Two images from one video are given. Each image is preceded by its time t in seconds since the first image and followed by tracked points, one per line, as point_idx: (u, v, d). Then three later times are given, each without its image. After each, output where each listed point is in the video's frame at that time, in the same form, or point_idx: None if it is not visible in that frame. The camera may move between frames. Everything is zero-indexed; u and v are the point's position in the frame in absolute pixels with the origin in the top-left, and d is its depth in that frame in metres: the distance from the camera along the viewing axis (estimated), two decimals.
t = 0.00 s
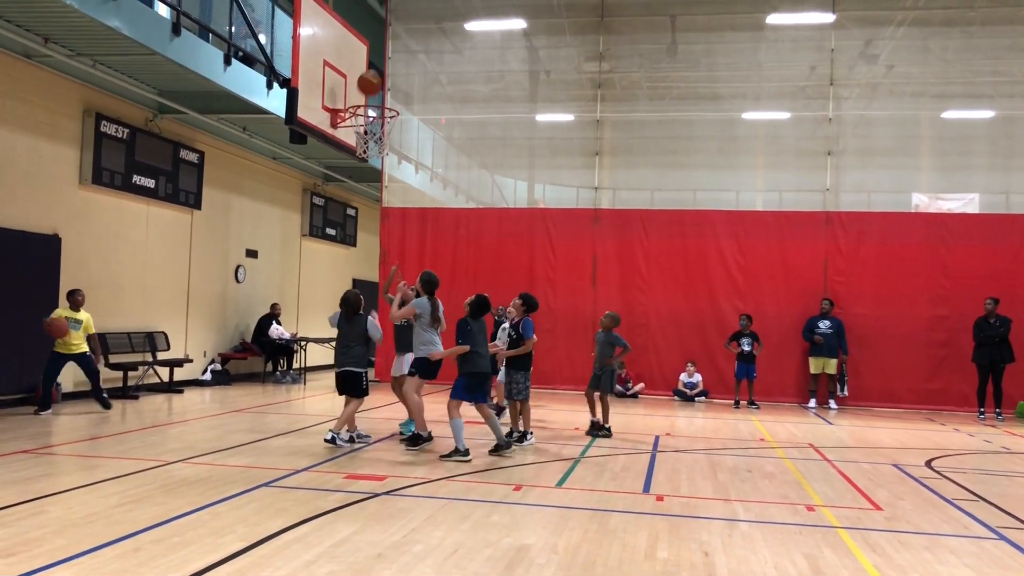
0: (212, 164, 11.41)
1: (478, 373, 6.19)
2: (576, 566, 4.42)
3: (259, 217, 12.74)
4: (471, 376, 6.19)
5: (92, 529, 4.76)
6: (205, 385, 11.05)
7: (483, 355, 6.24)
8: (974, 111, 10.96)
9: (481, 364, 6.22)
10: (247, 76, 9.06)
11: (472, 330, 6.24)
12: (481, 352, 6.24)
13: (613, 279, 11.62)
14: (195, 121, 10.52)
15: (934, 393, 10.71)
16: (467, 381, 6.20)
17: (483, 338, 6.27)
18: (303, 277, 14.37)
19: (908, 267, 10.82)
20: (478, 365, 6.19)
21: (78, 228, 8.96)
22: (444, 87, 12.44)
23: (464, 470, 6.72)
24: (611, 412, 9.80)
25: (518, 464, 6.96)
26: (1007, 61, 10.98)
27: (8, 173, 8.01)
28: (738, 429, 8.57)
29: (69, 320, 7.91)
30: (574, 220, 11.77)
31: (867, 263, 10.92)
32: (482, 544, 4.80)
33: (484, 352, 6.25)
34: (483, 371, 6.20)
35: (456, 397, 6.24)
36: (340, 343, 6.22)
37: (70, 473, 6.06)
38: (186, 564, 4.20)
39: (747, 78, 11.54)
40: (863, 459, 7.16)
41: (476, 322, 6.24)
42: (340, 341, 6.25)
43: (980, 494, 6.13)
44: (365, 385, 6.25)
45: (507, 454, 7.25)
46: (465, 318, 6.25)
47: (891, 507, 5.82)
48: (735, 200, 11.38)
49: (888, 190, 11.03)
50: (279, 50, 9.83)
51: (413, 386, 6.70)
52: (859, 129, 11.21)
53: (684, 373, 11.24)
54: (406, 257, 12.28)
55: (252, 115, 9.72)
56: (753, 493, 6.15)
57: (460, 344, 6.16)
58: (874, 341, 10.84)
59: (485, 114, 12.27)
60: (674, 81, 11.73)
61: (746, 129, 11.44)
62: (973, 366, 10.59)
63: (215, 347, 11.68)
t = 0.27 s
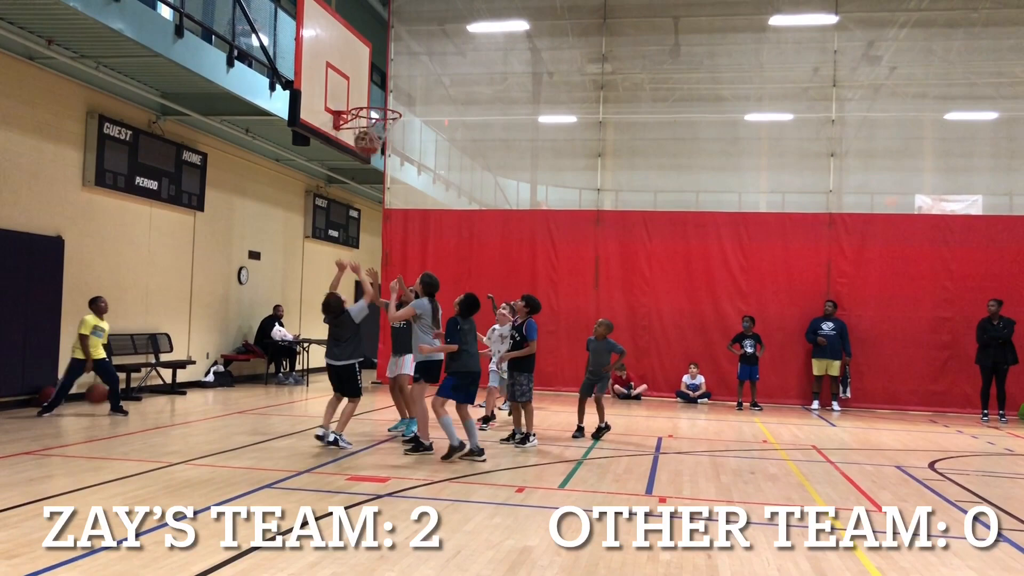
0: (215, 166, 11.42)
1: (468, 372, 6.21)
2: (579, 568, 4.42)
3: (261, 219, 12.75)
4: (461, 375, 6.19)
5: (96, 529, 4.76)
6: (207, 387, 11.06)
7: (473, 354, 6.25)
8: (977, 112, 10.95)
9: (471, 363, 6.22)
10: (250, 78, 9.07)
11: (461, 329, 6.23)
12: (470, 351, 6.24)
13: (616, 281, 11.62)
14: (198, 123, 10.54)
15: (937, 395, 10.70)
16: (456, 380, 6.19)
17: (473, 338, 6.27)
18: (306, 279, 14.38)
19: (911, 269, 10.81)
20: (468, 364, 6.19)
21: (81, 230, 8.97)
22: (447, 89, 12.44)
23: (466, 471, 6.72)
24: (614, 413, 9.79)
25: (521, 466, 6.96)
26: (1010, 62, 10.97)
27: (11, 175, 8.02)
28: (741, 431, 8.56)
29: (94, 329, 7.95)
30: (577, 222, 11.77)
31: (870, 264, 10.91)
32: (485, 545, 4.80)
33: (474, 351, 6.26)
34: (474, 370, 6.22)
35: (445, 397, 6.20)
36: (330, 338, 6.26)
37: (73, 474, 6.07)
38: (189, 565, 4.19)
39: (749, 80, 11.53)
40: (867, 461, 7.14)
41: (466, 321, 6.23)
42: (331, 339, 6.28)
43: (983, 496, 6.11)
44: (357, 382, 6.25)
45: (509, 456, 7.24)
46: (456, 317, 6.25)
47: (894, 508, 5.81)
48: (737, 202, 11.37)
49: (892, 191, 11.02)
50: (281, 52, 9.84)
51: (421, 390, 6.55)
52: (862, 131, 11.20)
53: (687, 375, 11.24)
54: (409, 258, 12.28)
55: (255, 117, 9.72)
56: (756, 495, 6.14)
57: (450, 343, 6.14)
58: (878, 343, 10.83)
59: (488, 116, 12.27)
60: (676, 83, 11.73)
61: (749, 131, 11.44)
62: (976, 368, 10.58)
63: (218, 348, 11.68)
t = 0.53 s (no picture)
0: (217, 167, 11.44)
1: (447, 377, 6.05)
2: (580, 570, 4.41)
3: (263, 220, 12.76)
4: (441, 380, 6.05)
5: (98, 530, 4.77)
6: (209, 388, 11.07)
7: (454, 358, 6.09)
8: (979, 114, 10.95)
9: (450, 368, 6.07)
10: (252, 80, 9.08)
11: (443, 332, 6.09)
12: (451, 355, 6.08)
13: (618, 283, 11.62)
14: (200, 124, 10.55)
15: (939, 397, 10.69)
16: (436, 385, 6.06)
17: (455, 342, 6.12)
18: (308, 280, 14.39)
19: (913, 271, 10.82)
20: (448, 369, 6.05)
21: (83, 232, 8.98)
22: (449, 90, 12.45)
23: (468, 473, 6.71)
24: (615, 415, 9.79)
25: (523, 467, 6.96)
26: (1013, 64, 10.96)
27: (13, 176, 8.03)
28: (743, 432, 8.56)
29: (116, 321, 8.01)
30: (579, 223, 11.78)
31: (872, 266, 10.91)
32: (487, 547, 4.79)
33: (455, 355, 6.11)
34: (453, 375, 6.06)
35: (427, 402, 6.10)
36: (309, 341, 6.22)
37: (75, 476, 6.07)
38: (191, 566, 4.19)
39: (751, 82, 11.54)
40: (869, 463, 7.14)
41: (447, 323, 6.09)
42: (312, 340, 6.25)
43: (986, 498, 6.10)
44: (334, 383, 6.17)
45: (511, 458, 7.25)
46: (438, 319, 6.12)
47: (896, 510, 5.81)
48: (739, 203, 11.37)
49: (894, 193, 11.02)
50: (284, 54, 9.85)
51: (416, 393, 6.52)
52: (864, 133, 11.20)
53: (688, 377, 11.24)
54: (410, 260, 12.29)
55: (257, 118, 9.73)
56: (758, 497, 6.13)
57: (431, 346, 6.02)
58: (880, 345, 10.83)
59: (490, 117, 12.27)
60: (678, 85, 11.73)
61: (751, 133, 11.44)
62: (979, 370, 10.57)
63: (220, 350, 11.69)
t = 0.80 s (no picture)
0: (219, 167, 11.45)
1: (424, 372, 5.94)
2: (581, 569, 4.42)
3: (264, 220, 12.77)
4: (421, 376, 5.95)
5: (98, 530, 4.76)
6: (210, 388, 11.08)
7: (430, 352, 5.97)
8: (980, 114, 10.95)
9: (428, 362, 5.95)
10: (253, 80, 9.09)
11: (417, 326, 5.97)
12: (427, 349, 5.97)
13: (618, 282, 11.62)
14: (201, 124, 10.56)
15: (940, 397, 10.69)
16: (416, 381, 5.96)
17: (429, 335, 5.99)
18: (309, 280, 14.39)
19: (914, 271, 10.82)
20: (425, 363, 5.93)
21: (85, 232, 8.99)
22: (450, 90, 12.46)
23: (469, 473, 6.72)
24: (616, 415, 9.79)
25: (523, 467, 6.96)
26: (1014, 64, 10.97)
27: (15, 175, 8.03)
28: (744, 432, 8.56)
29: (117, 317, 7.96)
30: (580, 223, 11.79)
31: (872, 266, 10.91)
32: (488, 547, 4.80)
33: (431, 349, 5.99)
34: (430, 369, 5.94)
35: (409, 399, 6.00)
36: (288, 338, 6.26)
37: (75, 475, 6.07)
38: (191, 566, 4.19)
39: (752, 82, 11.54)
40: (870, 463, 7.14)
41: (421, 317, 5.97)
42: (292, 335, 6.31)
43: (986, 497, 6.11)
44: (302, 384, 6.16)
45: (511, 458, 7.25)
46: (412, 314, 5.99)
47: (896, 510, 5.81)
48: (740, 203, 11.37)
49: (895, 193, 11.02)
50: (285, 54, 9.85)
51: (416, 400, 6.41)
52: (865, 133, 11.20)
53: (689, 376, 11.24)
54: (411, 259, 12.29)
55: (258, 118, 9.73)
56: (759, 496, 6.13)
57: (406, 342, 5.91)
58: (880, 345, 10.83)
59: (491, 117, 12.28)
60: (679, 85, 11.73)
61: (752, 133, 11.44)
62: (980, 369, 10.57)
63: (221, 350, 11.70)
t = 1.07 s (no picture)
0: (218, 163, 11.43)
1: (407, 365, 5.95)
2: (581, 564, 4.42)
3: (264, 215, 12.75)
4: (405, 370, 5.96)
5: (98, 527, 4.76)
6: (211, 383, 11.10)
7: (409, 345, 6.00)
8: (980, 108, 10.93)
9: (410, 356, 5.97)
10: (252, 74, 9.06)
11: (396, 322, 6.03)
12: (407, 342, 6.01)
13: (618, 278, 11.62)
14: (200, 119, 10.53)
15: (940, 392, 10.69)
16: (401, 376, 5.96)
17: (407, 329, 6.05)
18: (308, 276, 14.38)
19: (914, 265, 10.81)
20: (406, 357, 5.95)
21: (84, 228, 8.98)
22: (450, 85, 12.43)
23: (469, 468, 6.72)
24: (616, 410, 9.79)
25: (524, 462, 6.96)
26: (1014, 59, 10.95)
27: (14, 171, 8.02)
28: (744, 427, 8.56)
29: (108, 314, 7.94)
30: (579, 218, 11.78)
31: (872, 261, 10.90)
32: (488, 542, 4.80)
33: (411, 342, 6.03)
34: (412, 362, 5.95)
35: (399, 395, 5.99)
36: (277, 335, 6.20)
37: (75, 471, 6.07)
38: (191, 562, 4.19)
39: (752, 76, 11.52)
40: (870, 458, 7.14)
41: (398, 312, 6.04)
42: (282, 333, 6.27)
43: (986, 491, 6.11)
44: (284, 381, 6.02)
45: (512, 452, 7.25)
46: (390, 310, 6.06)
47: (896, 504, 5.81)
48: (740, 198, 11.36)
49: (895, 188, 11.01)
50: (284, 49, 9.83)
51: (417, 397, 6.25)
52: (865, 127, 11.19)
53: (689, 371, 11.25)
54: (411, 255, 12.29)
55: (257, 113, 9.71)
56: (759, 491, 6.13)
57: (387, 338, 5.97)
58: (880, 340, 10.83)
59: (490, 112, 12.26)
60: (679, 79, 11.71)
61: (752, 127, 11.42)
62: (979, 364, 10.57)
63: (220, 346, 11.70)
